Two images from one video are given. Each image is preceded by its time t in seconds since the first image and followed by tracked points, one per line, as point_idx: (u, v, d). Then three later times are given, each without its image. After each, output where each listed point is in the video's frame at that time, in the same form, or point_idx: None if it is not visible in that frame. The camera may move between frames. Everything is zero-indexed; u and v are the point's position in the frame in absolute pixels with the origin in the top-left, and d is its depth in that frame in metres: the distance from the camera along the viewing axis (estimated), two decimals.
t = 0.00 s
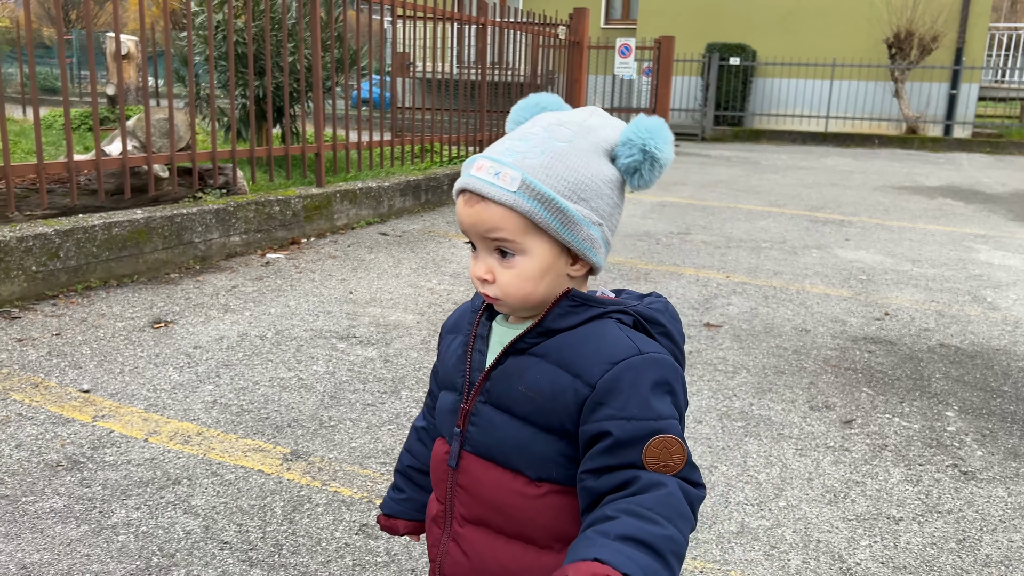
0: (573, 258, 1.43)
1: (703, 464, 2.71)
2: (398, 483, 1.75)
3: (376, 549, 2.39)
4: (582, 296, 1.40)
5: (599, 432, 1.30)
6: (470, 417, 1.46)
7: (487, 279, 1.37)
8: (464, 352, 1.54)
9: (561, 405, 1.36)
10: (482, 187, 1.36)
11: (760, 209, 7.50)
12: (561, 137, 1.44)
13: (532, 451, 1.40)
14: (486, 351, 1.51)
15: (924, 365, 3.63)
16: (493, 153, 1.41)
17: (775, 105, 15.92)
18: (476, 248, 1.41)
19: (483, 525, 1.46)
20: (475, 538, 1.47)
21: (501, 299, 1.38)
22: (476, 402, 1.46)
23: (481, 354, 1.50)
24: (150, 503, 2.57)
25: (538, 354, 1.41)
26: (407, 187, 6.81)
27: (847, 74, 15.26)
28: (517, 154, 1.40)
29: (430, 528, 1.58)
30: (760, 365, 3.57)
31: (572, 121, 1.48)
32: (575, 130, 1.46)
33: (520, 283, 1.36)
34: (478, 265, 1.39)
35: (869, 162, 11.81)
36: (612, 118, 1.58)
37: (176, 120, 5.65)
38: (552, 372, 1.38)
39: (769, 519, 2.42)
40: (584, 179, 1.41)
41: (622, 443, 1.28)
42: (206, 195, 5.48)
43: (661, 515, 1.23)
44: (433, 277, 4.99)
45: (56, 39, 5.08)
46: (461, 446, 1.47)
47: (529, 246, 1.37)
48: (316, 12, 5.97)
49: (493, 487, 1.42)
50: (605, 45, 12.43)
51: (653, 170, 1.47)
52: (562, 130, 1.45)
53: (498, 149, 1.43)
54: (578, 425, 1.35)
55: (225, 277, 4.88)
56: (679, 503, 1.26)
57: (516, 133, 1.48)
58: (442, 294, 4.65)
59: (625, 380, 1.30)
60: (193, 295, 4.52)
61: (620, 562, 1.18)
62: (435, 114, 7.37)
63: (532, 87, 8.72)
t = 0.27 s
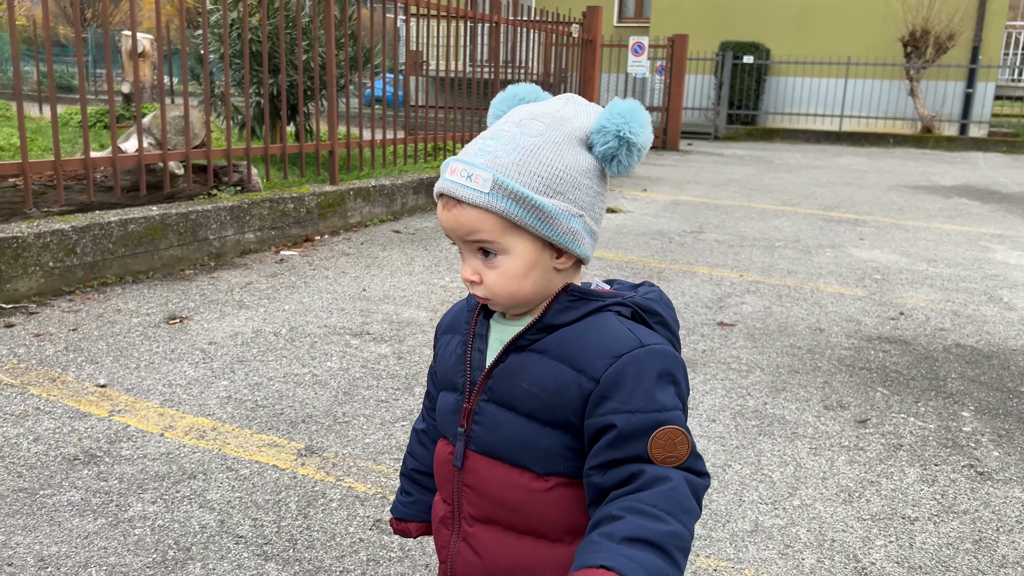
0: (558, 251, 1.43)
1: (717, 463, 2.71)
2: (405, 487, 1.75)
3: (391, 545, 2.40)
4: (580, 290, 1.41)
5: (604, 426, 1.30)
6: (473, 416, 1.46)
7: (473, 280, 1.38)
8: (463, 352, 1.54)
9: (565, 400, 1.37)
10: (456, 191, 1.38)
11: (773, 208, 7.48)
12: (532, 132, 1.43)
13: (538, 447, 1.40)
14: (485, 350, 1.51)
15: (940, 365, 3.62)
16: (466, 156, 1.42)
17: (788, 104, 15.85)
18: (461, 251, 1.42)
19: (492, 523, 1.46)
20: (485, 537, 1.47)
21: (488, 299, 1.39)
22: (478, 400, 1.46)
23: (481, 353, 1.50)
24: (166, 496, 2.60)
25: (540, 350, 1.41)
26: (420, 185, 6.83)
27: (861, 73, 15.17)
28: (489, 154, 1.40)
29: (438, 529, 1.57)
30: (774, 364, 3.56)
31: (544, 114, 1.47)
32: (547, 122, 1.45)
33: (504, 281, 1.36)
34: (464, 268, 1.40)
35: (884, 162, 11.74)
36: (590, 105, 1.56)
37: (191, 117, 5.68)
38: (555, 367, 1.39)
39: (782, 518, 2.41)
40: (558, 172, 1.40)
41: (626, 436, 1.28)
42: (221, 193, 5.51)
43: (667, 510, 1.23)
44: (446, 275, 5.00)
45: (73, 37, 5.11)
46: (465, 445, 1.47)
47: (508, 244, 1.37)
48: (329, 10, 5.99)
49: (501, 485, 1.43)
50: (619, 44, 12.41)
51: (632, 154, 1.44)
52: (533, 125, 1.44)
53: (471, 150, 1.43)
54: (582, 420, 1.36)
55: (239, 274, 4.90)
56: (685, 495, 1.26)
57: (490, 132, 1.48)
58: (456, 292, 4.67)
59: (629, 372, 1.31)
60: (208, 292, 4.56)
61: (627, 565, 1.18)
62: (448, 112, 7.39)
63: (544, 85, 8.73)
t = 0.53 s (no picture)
0: (561, 246, 1.43)
1: (729, 460, 2.71)
2: (407, 483, 1.74)
3: (403, 539, 2.42)
4: (587, 280, 1.42)
5: (615, 413, 1.31)
6: (484, 407, 1.46)
7: (476, 275, 1.40)
8: (468, 345, 1.54)
9: (576, 388, 1.38)
10: (458, 187, 1.39)
11: (785, 206, 7.46)
12: (533, 128, 1.43)
13: (550, 436, 1.41)
14: (493, 343, 1.51)
15: (952, 364, 3.61)
16: (468, 152, 1.43)
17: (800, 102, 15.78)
18: (465, 246, 1.44)
19: (505, 513, 1.46)
20: (497, 527, 1.47)
21: (491, 294, 1.40)
22: (487, 392, 1.46)
23: (489, 345, 1.50)
24: (180, 490, 2.62)
25: (548, 340, 1.42)
26: (431, 182, 6.84)
27: (874, 71, 15.10)
28: (489, 151, 1.41)
29: (446, 524, 1.56)
30: (786, 363, 3.56)
31: (546, 109, 1.47)
32: (548, 118, 1.45)
33: (505, 277, 1.38)
34: (467, 263, 1.42)
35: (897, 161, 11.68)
36: (593, 98, 1.55)
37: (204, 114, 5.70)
38: (565, 356, 1.39)
39: (794, 516, 2.41)
40: (559, 168, 1.41)
41: (638, 422, 1.29)
42: (233, 189, 5.53)
43: (680, 495, 1.24)
44: (457, 272, 5.02)
45: (88, 35, 5.15)
46: (476, 436, 1.47)
47: (510, 240, 1.38)
48: (342, 8, 6.00)
49: (514, 474, 1.43)
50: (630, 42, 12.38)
51: (632, 150, 1.43)
52: (534, 120, 1.44)
53: (473, 147, 1.44)
54: (593, 407, 1.37)
55: (252, 270, 4.93)
56: (696, 480, 1.27)
57: (492, 127, 1.48)
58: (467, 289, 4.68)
59: (640, 359, 1.32)
60: (221, 288, 4.58)
61: (644, 553, 1.19)
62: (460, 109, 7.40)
63: (556, 83, 8.73)
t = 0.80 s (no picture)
0: (560, 243, 1.43)
1: (736, 459, 2.70)
2: (408, 480, 1.74)
3: (410, 537, 2.42)
4: (587, 277, 1.42)
5: (614, 408, 1.31)
6: (483, 402, 1.47)
7: (475, 270, 1.40)
8: (468, 342, 1.55)
9: (575, 383, 1.38)
10: (457, 182, 1.39)
11: (794, 205, 7.43)
12: (534, 124, 1.43)
13: (549, 431, 1.41)
14: (493, 339, 1.52)
15: (962, 363, 3.59)
16: (468, 147, 1.43)
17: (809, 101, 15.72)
18: (464, 242, 1.44)
19: (504, 508, 1.46)
20: (497, 522, 1.47)
21: (489, 290, 1.40)
22: (487, 387, 1.47)
23: (489, 341, 1.51)
24: (189, 486, 2.63)
25: (548, 335, 1.42)
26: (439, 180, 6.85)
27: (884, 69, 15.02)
28: (489, 147, 1.41)
29: (447, 519, 1.57)
30: (794, 362, 3.55)
31: (547, 106, 1.47)
32: (549, 115, 1.45)
33: (504, 272, 1.38)
34: (466, 258, 1.42)
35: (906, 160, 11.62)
36: (595, 96, 1.55)
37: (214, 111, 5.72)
38: (564, 352, 1.40)
39: (802, 515, 2.41)
40: (559, 164, 1.40)
41: (636, 418, 1.29)
42: (242, 186, 5.54)
43: (678, 492, 1.24)
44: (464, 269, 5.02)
45: (98, 32, 5.16)
46: (476, 432, 1.47)
47: (508, 235, 1.38)
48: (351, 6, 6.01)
49: (513, 469, 1.43)
50: (639, 40, 12.36)
51: (632, 148, 1.43)
52: (535, 117, 1.44)
53: (474, 142, 1.44)
54: (592, 402, 1.37)
55: (260, 267, 4.94)
56: (695, 476, 1.27)
57: (493, 123, 1.48)
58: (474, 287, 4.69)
59: (638, 355, 1.32)
60: (230, 285, 4.60)
61: (642, 551, 1.19)
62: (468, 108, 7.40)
63: (564, 81, 8.72)
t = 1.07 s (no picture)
0: (560, 240, 1.43)
1: (742, 458, 2.69)
2: (410, 474, 1.74)
3: (414, 533, 2.43)
4: (586, 273, 1.41)
5: (609, 405, 1.31)
6: (481, 397, 1.46)
7: (476, 265, 1.40)
8: (468, 336, 1.54)
9: (572, 379, 1.37)
10: (459, 176, 1.39)
11: (801, 203, 7.41)
12: (537, 120, 1.43)
13: (546, 427, 1.40)
14: (493, 334, 1.51)
15: (970, 362, 3.57)
16: (470, 142, 1.43)
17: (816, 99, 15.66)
18: (465, 236, 1.44)
19: (500, 502, 1.46)
20: (492, 516, 1.46)
21: (489, 284, 1.40)
22: (485, 382, 1.46)
23: (489, 336, 1.50)
24: (194, 482, 2.64)
25: (546, 331, 1.42)
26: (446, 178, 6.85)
27: (891, 67, 14.96)
28: (491, 142, 1.40)
29: (444, 512, 1.56)
30: (800, 360, 3.53)
31: (550, 102, 1.46)
32: (552, 111, 1.44)
33: (503, 267, 1.37)
34: (466, 252, 1.42)
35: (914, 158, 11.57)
36: (599, 94, 1.54)
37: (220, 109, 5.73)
38: (562, 348, 1.39)
39: (808, 514, 2.40)
40: (560, 160, 1.40)
41: (631, 415, 1.29)
42: (248, 184, 5.55)
43: (670, 491, 1.24)
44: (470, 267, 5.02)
45: (105, 30, 5.16)
46: (473, 426, 1.47)
47: (509, 230, 1.38)
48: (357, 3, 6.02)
49: (509, 463, 1.43)
50: (646, 38, 12.33)
51: (635, 146, 1.43)
52: (538, 113, 1.43)
53: (476, 137, 1.44)
54: (589, 399, 1.37)
55: (266, 264, 4.95)
56: (688, 476, 1.27)
57: (496, 118, 1.48)
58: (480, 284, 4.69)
59: (634, 353, 1.31)
60: (236, 282, 4.61)
61: (630, 547, 1.19)
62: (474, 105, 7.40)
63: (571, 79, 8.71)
